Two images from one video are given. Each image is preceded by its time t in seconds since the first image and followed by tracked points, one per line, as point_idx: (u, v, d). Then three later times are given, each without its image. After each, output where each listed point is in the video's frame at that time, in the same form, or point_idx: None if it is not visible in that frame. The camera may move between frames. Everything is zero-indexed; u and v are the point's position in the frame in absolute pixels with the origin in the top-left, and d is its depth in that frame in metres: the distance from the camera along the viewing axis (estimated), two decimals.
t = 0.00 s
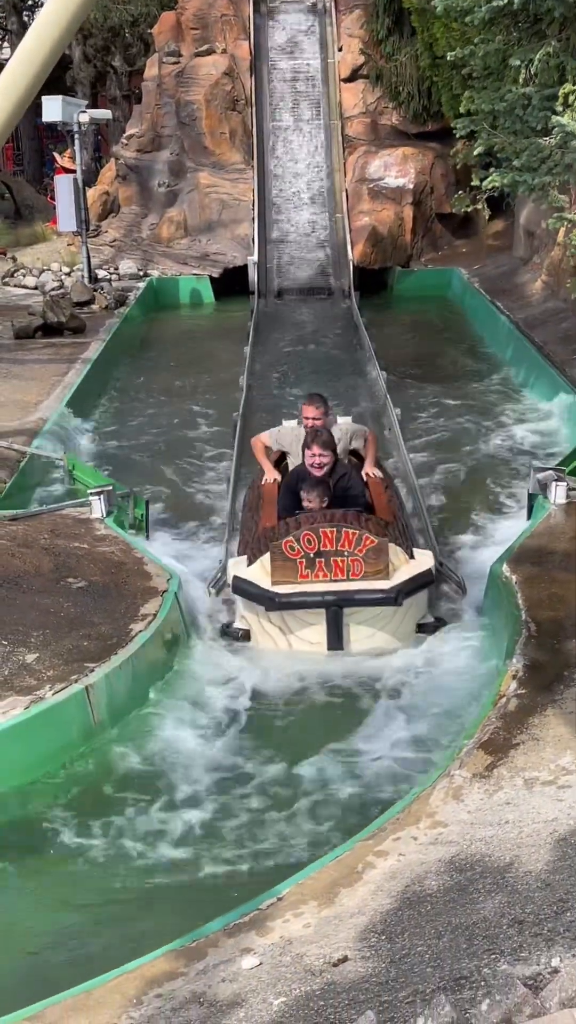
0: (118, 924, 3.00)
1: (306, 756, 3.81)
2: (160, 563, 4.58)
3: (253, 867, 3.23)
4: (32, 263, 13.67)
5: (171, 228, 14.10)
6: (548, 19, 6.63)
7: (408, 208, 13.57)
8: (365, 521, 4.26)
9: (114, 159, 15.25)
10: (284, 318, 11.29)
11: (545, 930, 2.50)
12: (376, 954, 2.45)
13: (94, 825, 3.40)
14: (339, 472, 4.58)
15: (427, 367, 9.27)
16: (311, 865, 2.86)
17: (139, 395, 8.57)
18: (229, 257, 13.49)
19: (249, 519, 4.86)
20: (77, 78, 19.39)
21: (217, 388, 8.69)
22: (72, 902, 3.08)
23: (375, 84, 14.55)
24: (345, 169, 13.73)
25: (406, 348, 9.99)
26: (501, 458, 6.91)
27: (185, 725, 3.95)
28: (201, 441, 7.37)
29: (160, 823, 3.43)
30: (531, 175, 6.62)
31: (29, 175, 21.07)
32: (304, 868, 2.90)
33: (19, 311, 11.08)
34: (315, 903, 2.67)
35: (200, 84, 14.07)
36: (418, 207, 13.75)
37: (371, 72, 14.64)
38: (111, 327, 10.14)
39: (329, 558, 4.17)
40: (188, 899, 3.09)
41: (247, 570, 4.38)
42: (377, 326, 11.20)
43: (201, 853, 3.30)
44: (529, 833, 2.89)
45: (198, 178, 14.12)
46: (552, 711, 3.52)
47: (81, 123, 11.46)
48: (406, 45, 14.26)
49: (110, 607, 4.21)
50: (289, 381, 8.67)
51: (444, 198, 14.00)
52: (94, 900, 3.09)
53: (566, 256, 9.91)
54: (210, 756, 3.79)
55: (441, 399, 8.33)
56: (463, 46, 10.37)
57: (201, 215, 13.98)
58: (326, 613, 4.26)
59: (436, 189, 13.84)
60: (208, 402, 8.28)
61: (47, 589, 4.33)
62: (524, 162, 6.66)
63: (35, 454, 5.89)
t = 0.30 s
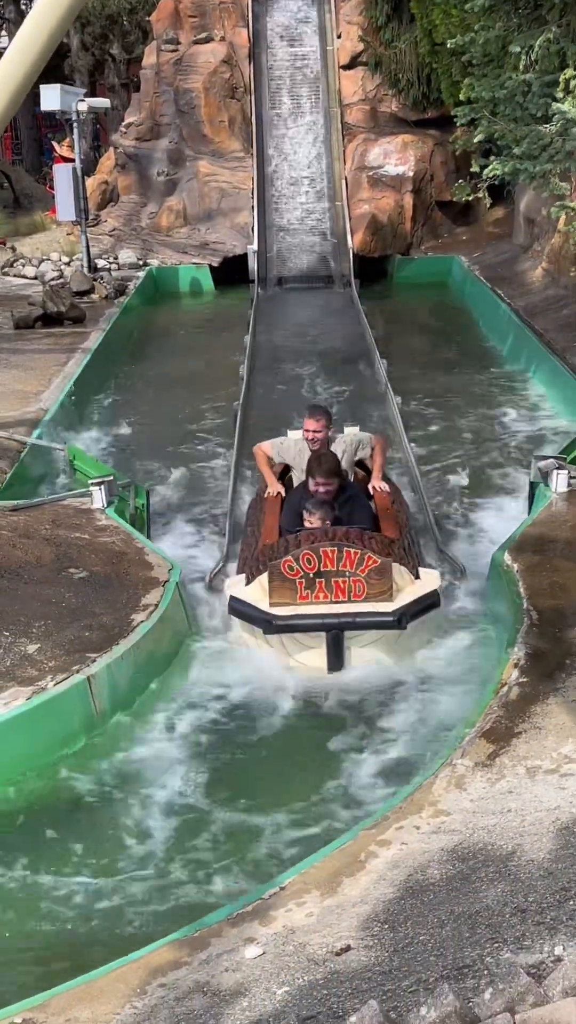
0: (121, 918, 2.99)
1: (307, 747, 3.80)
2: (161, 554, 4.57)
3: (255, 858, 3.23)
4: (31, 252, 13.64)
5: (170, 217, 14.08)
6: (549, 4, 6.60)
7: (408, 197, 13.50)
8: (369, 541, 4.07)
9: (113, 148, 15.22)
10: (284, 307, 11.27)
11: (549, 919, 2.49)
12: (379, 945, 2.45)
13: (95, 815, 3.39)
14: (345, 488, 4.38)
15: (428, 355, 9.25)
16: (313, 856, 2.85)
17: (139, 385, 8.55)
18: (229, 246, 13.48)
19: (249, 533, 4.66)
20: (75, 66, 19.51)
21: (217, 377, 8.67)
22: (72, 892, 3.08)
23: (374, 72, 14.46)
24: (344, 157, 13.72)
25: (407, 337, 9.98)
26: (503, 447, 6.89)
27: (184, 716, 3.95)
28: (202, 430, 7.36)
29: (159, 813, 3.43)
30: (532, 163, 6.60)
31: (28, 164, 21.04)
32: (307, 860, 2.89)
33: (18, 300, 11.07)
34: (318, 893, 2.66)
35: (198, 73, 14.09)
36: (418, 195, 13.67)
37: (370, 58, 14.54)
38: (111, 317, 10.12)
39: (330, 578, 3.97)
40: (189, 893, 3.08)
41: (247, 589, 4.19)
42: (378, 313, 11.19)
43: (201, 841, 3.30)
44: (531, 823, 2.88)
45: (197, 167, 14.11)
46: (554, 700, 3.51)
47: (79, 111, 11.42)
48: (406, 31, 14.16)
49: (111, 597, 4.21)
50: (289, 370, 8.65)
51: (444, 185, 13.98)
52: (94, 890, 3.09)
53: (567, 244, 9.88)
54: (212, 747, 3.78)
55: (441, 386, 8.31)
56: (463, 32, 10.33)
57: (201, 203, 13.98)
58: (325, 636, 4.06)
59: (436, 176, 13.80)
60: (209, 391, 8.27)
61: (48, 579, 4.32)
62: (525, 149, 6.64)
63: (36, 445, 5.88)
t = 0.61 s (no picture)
0: (126, 908, 3.00)
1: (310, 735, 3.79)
2: (163, 542, 4.56)
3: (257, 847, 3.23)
4: (30, 240, 13.63)
5: (169, 204, 14.08)
6: None
7: (408, 182, 13.53)
8: (370, 545, 3.85)
9: (112, 136, 15.19)
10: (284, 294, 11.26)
11: (552, 904, 2.49)
12: (383, 930, 2.45)
13: (98, 805, 3.39)
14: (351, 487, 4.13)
15: (428, 341, 9.24)
16: (317, 843, 2.85)
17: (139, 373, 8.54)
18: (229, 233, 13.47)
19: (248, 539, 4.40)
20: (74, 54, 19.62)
21: (217, 365, 8.65)
22: (75, 880, 3.09)
23: (374, 57, 14.49)
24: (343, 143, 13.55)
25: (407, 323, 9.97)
26: (504, 432, 6.89)
27: (185, 705, 3.94)
28: (202, 418, 7.35)
29: (161, 801, 3.43)
30: (532, 148, 6.60)
31: (27, 152, 21.05)
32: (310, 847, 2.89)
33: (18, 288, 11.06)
34: (322, 879, 2.67)
35: (197, 59, 14.08)
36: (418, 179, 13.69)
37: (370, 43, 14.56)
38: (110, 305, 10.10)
39: (328, 585, 3.73)
40: (192, 881, 3.09)
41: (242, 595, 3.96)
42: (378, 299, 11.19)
43: (204, 830, 3.30)
44: (534, 808, 2.88)
45: (196, 154, 14.12)
46: (557, 685, 3.51)
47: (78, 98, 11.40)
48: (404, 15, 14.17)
49: (113, 586, 4.21)
50: (289, 357, 8.64)
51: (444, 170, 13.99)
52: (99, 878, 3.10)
53: (567, 229, 9.88)
54: (214, 735, 3.78)
55: (441, 372, 8.30)
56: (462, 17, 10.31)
57: (200, 189, 13.97)
58: (324, 646, 3.85)
59: (436, 161, 13.81)
60: (210, 379, 8.25)
61: (49, 568, 4.32)
62: (525, 134, 6.64)
63: (36, 434, 5.87)
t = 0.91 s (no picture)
0: (128, 896, 3.01)
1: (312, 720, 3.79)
2: (164, 528, 4.56)
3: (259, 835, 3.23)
4: (29, 226, 13.62)
5: (168, 189, 14.09)
6: None
7: (407, 166, 13.49)
8: (372, 548, 3.75)
9: (110, 120, 15.16)
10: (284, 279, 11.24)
11: (554, 886, 2.50)
12: (386, 913, 2.45)
13: (100, 793, 3.40)
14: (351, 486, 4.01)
15: (428, 325, 9.24)
16: (320, 827, 2.85)
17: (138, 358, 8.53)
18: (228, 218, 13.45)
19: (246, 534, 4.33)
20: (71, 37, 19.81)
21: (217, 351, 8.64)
22: (76, 866, 3.11)
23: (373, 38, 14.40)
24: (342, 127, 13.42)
25: (407, 307, 9.96)
26: (504, 416, 6.89)
27: (188, 692, 3.95)
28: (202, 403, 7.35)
29: (163, 788, 3.44)
30: (531, 130, 6.58)
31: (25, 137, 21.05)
32: (313, 830, 2.90)
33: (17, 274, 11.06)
34: (324, 862, 2.67)
35: (195, 43, 14.04)
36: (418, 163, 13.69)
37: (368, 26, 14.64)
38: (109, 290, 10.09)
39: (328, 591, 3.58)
40: (195, 867, 3.10)
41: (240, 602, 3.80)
42: (378, 282, 11.18)
43: (207, 818, 3.30)
44: (536, 791, 2.88)
45: (195, 139, 14.10)
46: (558, 669, 3.51)
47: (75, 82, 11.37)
48: None
49: (114, 571, 4.21)
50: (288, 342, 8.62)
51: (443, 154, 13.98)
52: (101, 864, 3.11)
53: (567, 212, 9.86)
54: (216, 723, 3.78)
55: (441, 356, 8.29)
56: None
57: (199, 174, 14.12)
58: (323, 655, 3.66)
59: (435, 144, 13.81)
60: (209, 365, 8.24)
61: (50, 554, 4.32)
62: (524, 116, 6.62)
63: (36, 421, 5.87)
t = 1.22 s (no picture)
0: (129, 890, 3.03)
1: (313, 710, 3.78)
2: (164, 514, 4.55)
3: (262, 828, 3.24)
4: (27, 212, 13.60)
5: (167, 175, 14.07)
6: None
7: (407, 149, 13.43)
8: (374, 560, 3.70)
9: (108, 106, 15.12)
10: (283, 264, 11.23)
11: (556, 869, 2.50)
12: (388, 898, 2.46)
13: (102, 787, 3.42)
14: (348, 492, 3.98)
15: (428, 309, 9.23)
16: (321, 810, 2.86)
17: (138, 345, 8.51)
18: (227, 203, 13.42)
19: (244, 538, 4.30)
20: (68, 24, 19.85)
21: (217, 336, 8.62)
22: (78, 864, 3.12)
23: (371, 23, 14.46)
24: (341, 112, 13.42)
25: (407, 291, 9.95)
26: (504, 400, 6.88)
27: (188, 682, 3.95)
28: (202, 389, 7.34)
29: (165, 784, 3.45)
30: (530, 112, 6.56)
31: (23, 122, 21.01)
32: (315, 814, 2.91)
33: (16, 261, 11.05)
34: (325, 846, 2.67)
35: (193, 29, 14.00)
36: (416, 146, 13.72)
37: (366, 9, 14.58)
38: (108, 277, 10.07)
39: (327, 605, 3.54)
40: (196, 860, 3.10)
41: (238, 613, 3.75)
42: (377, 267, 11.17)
43: (210, 812, 3.31)
44: (537, 775, 2.88)
45: (193, 124, 14.07)
46: (559, 652, 3.51)
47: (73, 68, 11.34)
48: None
49: (114, 558, 4.21)
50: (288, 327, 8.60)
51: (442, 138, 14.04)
52: (103, 858, 3.13)
53: (568, 194, 9.84)
54: (217, 712, 3.78)
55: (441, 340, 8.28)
56: None
57: (197, 160, 14.07)
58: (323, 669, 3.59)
59: (434, 128, 13.85)
60: (209, 351, 8.23)
61: (50, 540, 4.32)
62: (523, 97, 6.60)
63: (35, 407, 5.86)
